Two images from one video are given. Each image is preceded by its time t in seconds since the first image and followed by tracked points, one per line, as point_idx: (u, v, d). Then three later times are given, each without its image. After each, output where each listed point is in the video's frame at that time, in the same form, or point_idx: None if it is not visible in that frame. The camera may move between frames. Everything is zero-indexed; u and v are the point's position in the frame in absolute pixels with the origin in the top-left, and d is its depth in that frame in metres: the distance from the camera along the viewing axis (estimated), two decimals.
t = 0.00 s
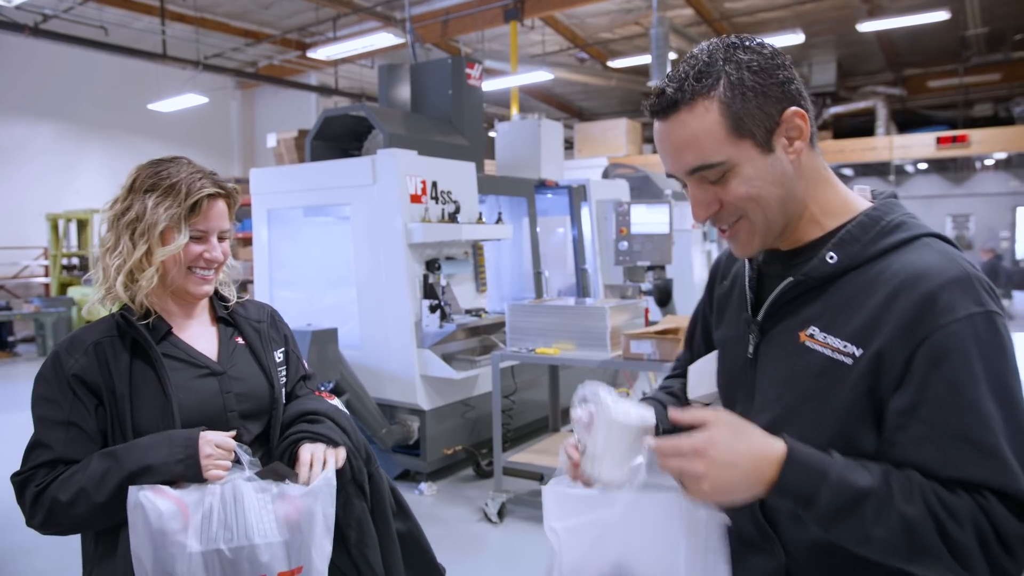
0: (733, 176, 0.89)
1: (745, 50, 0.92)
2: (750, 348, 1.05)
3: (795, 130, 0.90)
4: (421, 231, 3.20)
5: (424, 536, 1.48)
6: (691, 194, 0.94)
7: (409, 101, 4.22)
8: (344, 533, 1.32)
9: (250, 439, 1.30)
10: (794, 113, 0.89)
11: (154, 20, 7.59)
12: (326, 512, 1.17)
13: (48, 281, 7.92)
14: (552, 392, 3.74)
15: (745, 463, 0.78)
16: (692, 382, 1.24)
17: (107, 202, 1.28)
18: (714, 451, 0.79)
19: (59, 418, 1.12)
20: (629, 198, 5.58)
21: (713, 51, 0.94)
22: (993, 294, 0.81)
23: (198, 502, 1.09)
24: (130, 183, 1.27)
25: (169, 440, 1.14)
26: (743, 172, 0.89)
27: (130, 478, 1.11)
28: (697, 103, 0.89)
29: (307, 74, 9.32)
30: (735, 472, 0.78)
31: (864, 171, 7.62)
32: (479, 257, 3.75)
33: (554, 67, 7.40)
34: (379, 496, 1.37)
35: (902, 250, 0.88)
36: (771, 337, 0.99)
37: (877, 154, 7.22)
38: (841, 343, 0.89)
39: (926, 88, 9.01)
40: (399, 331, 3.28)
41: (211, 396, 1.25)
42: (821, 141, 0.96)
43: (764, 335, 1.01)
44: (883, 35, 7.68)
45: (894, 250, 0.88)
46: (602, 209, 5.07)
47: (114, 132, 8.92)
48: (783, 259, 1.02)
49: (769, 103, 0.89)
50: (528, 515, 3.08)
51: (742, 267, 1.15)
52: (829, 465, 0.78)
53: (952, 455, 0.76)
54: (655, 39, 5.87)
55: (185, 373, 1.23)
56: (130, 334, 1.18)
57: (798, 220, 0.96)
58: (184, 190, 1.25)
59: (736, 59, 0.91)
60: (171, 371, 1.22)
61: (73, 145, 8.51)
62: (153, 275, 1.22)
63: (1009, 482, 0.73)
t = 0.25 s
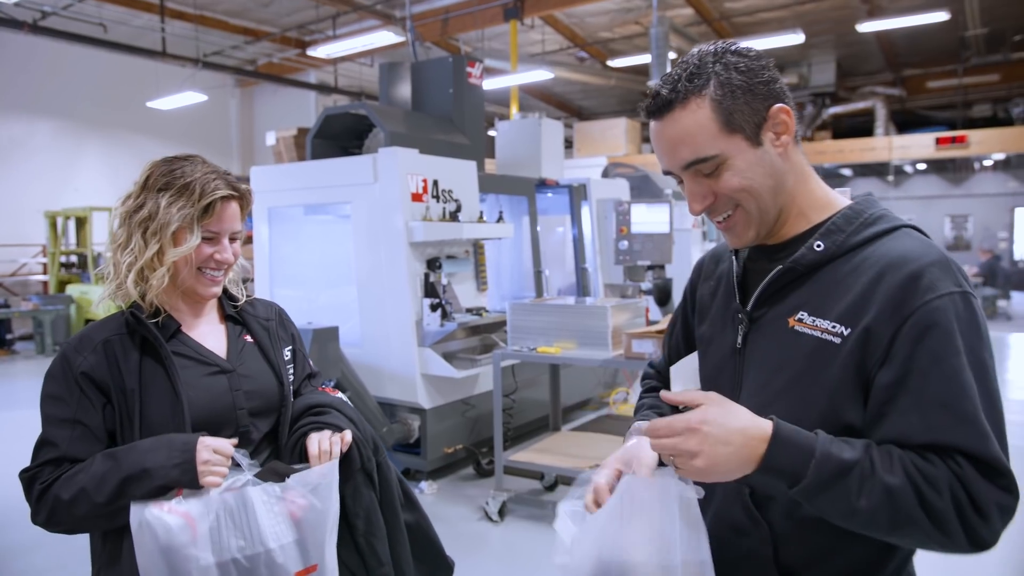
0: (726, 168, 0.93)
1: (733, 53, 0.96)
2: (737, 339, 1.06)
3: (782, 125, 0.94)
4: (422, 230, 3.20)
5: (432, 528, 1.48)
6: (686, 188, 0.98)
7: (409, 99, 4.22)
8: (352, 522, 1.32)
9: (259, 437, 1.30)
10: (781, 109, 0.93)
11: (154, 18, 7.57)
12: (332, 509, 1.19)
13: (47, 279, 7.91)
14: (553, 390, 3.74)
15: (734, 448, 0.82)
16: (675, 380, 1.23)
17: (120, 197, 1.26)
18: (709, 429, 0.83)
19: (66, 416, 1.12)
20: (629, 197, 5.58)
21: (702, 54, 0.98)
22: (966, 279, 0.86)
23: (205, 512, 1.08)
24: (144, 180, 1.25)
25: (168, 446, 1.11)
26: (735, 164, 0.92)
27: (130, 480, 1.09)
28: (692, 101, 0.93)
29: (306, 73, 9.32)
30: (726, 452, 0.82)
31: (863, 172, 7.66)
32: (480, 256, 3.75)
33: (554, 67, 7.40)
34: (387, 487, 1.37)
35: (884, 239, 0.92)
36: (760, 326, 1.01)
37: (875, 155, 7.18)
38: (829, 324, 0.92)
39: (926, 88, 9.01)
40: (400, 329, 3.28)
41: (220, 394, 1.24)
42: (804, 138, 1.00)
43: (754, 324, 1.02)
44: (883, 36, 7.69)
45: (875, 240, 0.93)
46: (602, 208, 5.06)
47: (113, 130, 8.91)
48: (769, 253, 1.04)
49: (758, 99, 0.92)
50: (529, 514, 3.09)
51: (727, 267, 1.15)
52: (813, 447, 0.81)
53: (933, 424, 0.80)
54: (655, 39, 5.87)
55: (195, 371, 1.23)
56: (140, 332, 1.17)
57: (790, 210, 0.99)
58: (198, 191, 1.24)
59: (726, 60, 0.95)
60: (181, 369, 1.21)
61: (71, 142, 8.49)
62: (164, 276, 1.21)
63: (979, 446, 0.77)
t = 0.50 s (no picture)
0: (697, 161, 0.99)
1: (726, 55, 1.01)
2: (726, 335, 1.08)
3: (759, 130, 0.98)
4: (424, 228, 3.19)
5: (439, 521, 1.48)
6: (664, 178, 1.04)
7: (410, 96, 4.21)
8: (359, 515, 1.32)
9: (267, 435, 1.30)
10: (760, 115, 0.98)
11: (153, 15, 7.55)
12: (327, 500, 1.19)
13: (46, 276, 7.90)
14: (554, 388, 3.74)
15: (757, 482, 0.83)
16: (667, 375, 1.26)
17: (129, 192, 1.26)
18: (734, 473, 0.82)
19: (72, 415, 1.10)
20: (630, 195, 5.58)
21: (699, 52, 1.03)
22: (946, 275, 0.90)
23: (215, 523, 1.06)
24: (153, 176, 1.25)
25: (173, 451, 1.10)
26: (706, 160, 0.98)
27: (135, 484, 1.08)
28: (674, 95, 1.00)
29: (306, 70, 9.32)
30: (753, 487, 0.83)
31: (863, 169, 7.88)
32: (481, 254, 3.75)
33: (554, 64, 7.40)
34: (393, 478, 1.37)
35: (866, 237, 0.96)
36: (749, 323, 1.03)
37: (875, 153, 7.12)
38: (817, 321, 0.95)
39: (925, 86, 9.00)
40: (401, 326, 3.28)
41: (228, 392, 1.24)
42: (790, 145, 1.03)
43: (743, 320, 1.05)
44: (883, 34, 7.69)
45: (857, 238, 0.96)
46: (603, 206, 5.06)
47: (113, 128, 8.90)
48: (755, 251, 1.08)
49: (737, 102, 0.98)
50: (531, 512, 3.09)
51: (714, 265, 1.18)
52: (826, 463, 0.83)
53: (925, 413, 0.83)
54: (655, 36, 5.86)
55: (202, 369, 1.23)
56: (147, 331, 1.17)
57: (761, 211, 1.03)
58: (207, 190, 1.24)
59: (715, 61, 1.00)
60: (189, 367, 1.21)
61: (70, 140, 8.48)
62: (171, 274, 1.20)
63: (977, 435, 0.81)
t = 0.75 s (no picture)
0: (698, 168, 0.99)
1: (710, 62, 1.01)
2: (724, 330, 1.10)
3: (752, 130, 0.99)
4: (426, 227, 3.18)
5: (444, 516, 1.48)
6: (665, 187, 1.04)
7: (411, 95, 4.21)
8: (371, 512, 1.31)
9: (276, 435, 1.29)
10: (751, 115, 0.98)
11: (153, 15, 7.54)
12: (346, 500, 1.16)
13: (48, 276, 7.90)
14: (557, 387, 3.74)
15: (749, 468, 0.82)
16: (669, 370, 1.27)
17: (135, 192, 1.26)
18: (724, 461, 0.81)
19: (83, 416, 1.10)
20: (631, 194, 5.58)
21: (682, 63, 1.02)
22: (933, 268, 0.91)
23: (235, 519, 1.05)
24: (160, 175, 1.25)
25: (191, 446, 1.11)
26: (706, 167, 0.98)
27: (150, 483, 1.07)
28: (666, 107, 0.99)
29: (306, 70, 9.32)
30: (745, 474, 0.82)
31: (862, 168, 7.94)
32: (484, 252, 3.75)
33: (554, 63, 7.39)
34: (402, 475, 1.38)
35: (857, 233, 0.97)
36: (745, 317, 1.05)
37: (876, 151, 7.14)
38: (808, 314, 0.96)
39: (926, 85, 8.98)
40: (404, 325, 3.28)
41: (236, 392, 1.24)
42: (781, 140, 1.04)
43: (740, 315, 1.06)
44: (884, 32, 7.68)
45: (848, 233, 0.98)
46: (605, 205, 5.05)
47: (113, 128, 8.91)
48: (750, 247, 1.09)
49: (728, 107, 0.98)
50: (534, 511, 3.09)
51: (712, 260, 1.20)
52: (818, 448, 0.82)
53: (906, 401, 0.84)
54: (656, 35, 5.85)
55: (211, 369, 1.22)
56: (155, 330, 1.16)
57: (761, 208, 1.04)
58: (215, 189, 1.23)
59: (701, 70, 0.99)
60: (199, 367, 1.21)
61: (71, 140, 8.48)
62: (180, 273, 1.20)
63: (955, 423, 0.83)
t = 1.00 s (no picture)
0: (700, 182, 0.99)
1: (701, 78, 1.01)
2: (726, 332, 1.10)
3: (749, 139, 0.99)
4: (428, 231, 3.18)
5: (447, 518, 1.48)
6: (668, 202, 1.04)
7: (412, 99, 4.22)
8: (378, 513, 1.31)
9: (283, 438, 1.30)
10: (746, 125, 0.99)
11: (154, 20, 7.55)
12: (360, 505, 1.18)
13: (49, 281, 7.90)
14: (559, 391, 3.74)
15: (711, 447, 0.86)
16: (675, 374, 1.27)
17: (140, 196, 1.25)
18: (688, 437, 0.85)
19: (89, 421, 1.09)
20: (632, 197, 5.58)
21: (674, 80, 1.03)
22: (927, 270, 0.90)
23: (252, 528, 1.04)
24: (167, 179, 1.24)
25: (200, 452, 1.10)
26: (709, 179, 0.99)
27: (156, 489, 1.07)
28: (663, 125, 0.99)
29: (307, 74, 9.34)
30: (708, 452, 0.86)
31: (863, 170, 7.91)
32: (486, 256, 3.75)
33: (555, 67, 7.40)
34: (407, 476, 1.38)
35: (852, 235, 0.97)
36: (745, 320, 1.05)
37: (877, 153, 7.14)
38: (803, 315, 0.96)
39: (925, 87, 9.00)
40: (406, 329, 3.28)
41: (245, 396, 1.24)
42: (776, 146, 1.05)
43: (740, 318, 1.07)
44: (884, 35, 7.70)
45: (844, 236, 0.97)
46: (606, 208, 5.05)
47: (114, 133, 8.91)
48: (750, 251, 1.09)
49: (724, 119, 0.98)
50: (537, 514, 3.08)
51: (713, 266, 1.20)
52: (777, 434, 0.85)
53: (888, 398, 0.84)
54: (656, 38, 5.86)
55: (219, 373, 1.23)
56: (162, 334, 1.16)
57: (764, 214, 1.04)
58: (223, 194, 1.24)
59: (694, 85, 1.00)
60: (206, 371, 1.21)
61: (72, 145, 8.49)
62: (188, 277, 1.20)
63: (927, 422, 0.82)
